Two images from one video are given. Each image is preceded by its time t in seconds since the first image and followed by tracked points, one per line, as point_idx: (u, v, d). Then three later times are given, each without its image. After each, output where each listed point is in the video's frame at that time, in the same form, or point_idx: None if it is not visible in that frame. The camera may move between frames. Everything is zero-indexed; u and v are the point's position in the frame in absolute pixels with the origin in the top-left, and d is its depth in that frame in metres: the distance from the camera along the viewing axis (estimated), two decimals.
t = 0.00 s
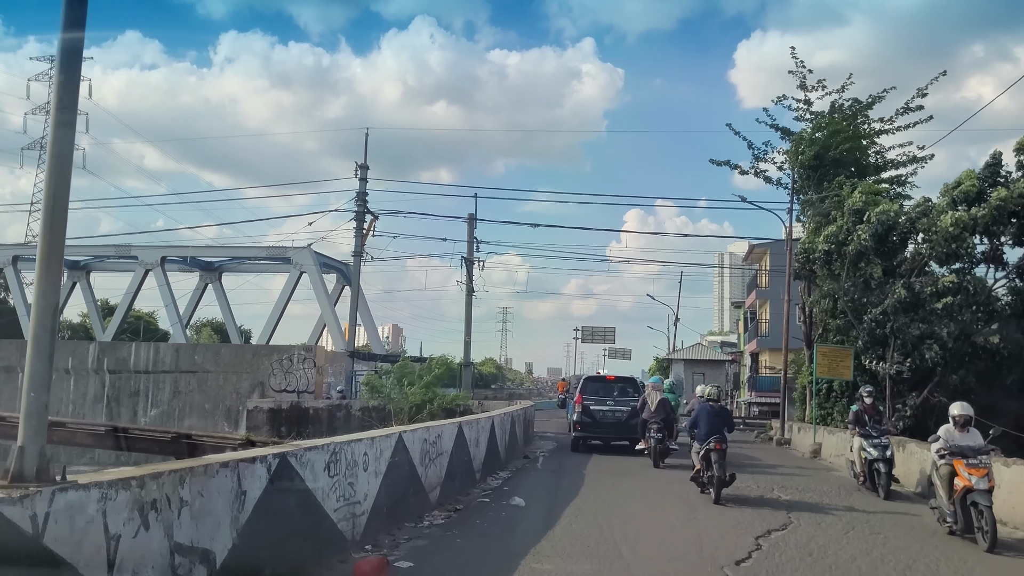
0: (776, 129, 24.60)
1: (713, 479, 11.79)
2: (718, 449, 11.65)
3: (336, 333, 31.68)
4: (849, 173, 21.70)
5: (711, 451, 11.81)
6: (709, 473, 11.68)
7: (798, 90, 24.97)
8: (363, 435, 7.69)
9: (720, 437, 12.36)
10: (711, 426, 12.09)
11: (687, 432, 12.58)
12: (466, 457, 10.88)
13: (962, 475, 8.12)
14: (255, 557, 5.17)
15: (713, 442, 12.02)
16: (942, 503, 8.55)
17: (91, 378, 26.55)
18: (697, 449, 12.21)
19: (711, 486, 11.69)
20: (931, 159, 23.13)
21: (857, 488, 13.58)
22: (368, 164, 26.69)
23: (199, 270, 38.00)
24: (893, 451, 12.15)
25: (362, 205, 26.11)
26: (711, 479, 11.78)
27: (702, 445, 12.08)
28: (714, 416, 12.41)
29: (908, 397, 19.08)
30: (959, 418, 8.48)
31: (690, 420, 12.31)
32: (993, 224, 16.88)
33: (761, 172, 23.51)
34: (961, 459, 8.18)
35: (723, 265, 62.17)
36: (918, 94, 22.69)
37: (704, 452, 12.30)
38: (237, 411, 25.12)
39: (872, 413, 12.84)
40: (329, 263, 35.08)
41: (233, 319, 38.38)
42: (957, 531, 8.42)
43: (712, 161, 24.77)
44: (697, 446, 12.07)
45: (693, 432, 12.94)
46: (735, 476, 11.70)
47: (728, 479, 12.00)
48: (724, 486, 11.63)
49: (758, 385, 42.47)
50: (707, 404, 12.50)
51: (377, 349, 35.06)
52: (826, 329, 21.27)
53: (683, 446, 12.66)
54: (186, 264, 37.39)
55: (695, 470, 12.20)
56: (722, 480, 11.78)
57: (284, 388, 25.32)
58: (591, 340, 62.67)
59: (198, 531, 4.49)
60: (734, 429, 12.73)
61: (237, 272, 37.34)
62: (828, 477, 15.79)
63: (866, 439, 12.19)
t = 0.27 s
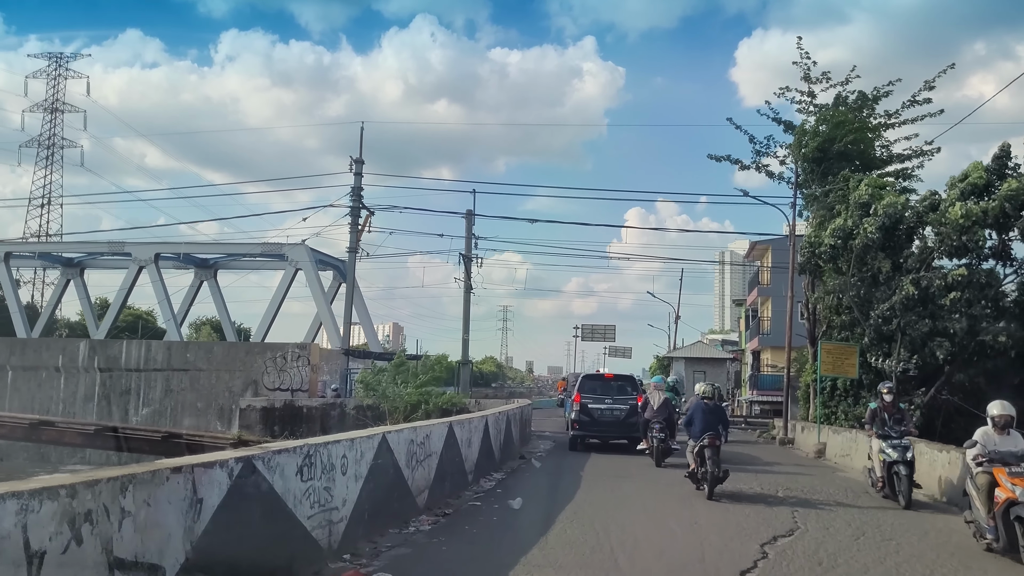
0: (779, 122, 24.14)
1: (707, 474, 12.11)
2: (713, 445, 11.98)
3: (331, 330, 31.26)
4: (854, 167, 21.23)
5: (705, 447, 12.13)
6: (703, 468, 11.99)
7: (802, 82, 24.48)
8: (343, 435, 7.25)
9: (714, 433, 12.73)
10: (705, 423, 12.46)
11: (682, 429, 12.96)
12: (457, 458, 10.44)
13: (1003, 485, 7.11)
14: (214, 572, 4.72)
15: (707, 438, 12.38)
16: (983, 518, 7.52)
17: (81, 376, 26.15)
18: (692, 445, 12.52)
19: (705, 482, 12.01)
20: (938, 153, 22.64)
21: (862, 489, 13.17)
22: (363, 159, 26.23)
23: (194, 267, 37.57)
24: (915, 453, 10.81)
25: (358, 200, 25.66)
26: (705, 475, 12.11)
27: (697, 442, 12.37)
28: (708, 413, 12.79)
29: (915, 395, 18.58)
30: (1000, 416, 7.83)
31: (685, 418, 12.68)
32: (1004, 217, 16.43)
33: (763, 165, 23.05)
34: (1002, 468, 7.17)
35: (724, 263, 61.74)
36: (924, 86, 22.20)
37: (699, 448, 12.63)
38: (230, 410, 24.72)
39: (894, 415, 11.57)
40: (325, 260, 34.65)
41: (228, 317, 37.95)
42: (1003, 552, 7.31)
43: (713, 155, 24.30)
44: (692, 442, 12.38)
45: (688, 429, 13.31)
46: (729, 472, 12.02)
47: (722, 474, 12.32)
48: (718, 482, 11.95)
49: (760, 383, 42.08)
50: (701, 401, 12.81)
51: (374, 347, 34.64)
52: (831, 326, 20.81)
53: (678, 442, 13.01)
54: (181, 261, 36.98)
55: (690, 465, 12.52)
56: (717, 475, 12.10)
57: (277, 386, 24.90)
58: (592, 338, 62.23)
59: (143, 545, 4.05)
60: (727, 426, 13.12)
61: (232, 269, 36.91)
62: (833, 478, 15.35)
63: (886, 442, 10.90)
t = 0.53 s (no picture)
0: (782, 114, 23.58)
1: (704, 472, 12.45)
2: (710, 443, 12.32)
3: (328, 328, 30.74)
4: (860, 159, 20.70)
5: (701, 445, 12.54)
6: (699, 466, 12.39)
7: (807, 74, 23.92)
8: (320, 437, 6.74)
9: (710, 431, 13.13)
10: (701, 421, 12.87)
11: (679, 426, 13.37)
12: (447, 460, 9.92)
13: None
14: None
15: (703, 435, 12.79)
16: None
17: (71, 374, 25.67)
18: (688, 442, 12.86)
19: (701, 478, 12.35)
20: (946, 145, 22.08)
21: (872, 491, 12.66)
22: (358, 153, 25.70)
23: (189, 264, 37.07)
24: (946, 461, 8.95)
25: (353, 195, 25.13)
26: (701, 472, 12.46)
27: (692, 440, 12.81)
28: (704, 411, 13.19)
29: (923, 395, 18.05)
30: None
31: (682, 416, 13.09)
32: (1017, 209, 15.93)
33: (767, 158, 22.50)
34: None
35: (726, 260, 61.18)
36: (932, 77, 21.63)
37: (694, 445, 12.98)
38: (223, 409, 24.23)
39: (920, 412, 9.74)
40: (322, 256, 34.16)
41: (224, 314, 37.46)
42: None
43: (715, 149, 23.77)
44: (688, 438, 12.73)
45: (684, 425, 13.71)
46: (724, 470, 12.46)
47: (717, 471, 12.73)
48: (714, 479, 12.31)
49: (763, 381, 41.58)
50: (698, 399, 13.14)
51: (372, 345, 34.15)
52: (836, 323, 20.29)
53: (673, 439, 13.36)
54: (176, 258, 36.49)
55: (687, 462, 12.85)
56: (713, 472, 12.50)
57: (271, 385, 24.42)
58: (592, 336, 61.74)
59: (67, 567, 3.56)
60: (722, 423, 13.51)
61: (227, 266, 36.42)
62: (840, 479, 14.82)
63: (911, 449, 9.21)
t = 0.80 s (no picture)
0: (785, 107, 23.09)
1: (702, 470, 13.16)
2: (709, 442, 12.96)
3: (323, 326, 30.25)
4: (866, 153, 20.20)
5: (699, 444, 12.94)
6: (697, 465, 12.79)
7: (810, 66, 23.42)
8: (293, 440, 6.24)
9: (707, 430, 13.55)
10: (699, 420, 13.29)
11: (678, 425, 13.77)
12: (437, 463, 9.45)
13: None
14: None
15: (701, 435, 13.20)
16: None
17: (61, 373, 25.20)
18: (687, 441, 13.51)
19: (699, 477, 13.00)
20: (954, 138, 21.57)
21: (881, 493, 12.16)
22: (352, 148, 25.22)
23: (184, 263, 36.61)
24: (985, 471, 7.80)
25: (347, 190, 24.66)
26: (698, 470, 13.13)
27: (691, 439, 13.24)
28: (702, 411, 13.60)
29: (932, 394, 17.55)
30: None
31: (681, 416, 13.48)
32: None
33: (770, 152, 22.01)
34: None
35: (728, 258, 60.66)
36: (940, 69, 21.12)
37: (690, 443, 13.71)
38: (215, 409, 23.75)
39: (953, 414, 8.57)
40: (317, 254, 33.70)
41: (219, 313, 36.99)
42: None
43: (717, 142, 23.26)
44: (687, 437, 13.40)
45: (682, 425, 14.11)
46: (721, 468, 12.87)
47: (715, 470, 13.16)
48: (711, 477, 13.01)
49: (766, 381, 41.06)
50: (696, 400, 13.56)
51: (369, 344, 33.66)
52: (843, 321, 19.80)
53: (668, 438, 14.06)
54: (171, 256, 36.02)
55: (685, 460, 13.48)
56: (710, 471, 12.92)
57: (264, 384, 23.96)
58: (593, 335, 61.23)
59: None
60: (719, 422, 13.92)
61: (223, 264, 35.96)
62: (847, 480, 14.33)
63: (945, 457, 8.07)
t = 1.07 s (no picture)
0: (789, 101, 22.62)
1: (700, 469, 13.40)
2: (708, 442, 13.21)
3: (319, 325, 29.82)
4: (872, 146, 19.73)
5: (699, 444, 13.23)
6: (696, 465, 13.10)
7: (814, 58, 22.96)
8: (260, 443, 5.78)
9: (705, 430, 13.85)
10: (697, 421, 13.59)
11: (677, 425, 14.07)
12: (426, 466, 9.01)
13: None
14: None
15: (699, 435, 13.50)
16: None
17: (52, 373, 24.80)
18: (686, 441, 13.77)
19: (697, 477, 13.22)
20: (962, 132, 21.09)
21: (890, 496, 11.70)
22: (348, 143, 24.78)
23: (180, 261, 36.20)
24: None
25: (343, 186, 24.22)
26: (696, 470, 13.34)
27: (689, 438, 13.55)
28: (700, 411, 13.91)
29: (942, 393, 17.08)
30: None
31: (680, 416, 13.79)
32: None
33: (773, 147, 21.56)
34: None
35: (730, 257, 60.16)
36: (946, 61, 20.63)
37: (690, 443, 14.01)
38: (208, 410, 23.33)
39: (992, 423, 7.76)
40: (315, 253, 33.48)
41: (215, 313, 36.57)
42: None
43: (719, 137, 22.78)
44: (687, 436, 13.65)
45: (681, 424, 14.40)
46: (719, 468, 13.18)
47: (713, 469, 13.45)
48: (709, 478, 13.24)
49: (769, 380, 40.58)
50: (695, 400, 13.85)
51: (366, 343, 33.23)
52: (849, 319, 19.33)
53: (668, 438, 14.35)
54: (167, 254, 35.65)
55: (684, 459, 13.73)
56: (709, 471, 13.23)
57: (258, 384, 23.53)
58: (594, 335, 60.77)
59: None
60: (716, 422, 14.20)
61: (219, 262, 35.55)
62: (854, 482, 13.87)
63: (983, 467, 7.23)
